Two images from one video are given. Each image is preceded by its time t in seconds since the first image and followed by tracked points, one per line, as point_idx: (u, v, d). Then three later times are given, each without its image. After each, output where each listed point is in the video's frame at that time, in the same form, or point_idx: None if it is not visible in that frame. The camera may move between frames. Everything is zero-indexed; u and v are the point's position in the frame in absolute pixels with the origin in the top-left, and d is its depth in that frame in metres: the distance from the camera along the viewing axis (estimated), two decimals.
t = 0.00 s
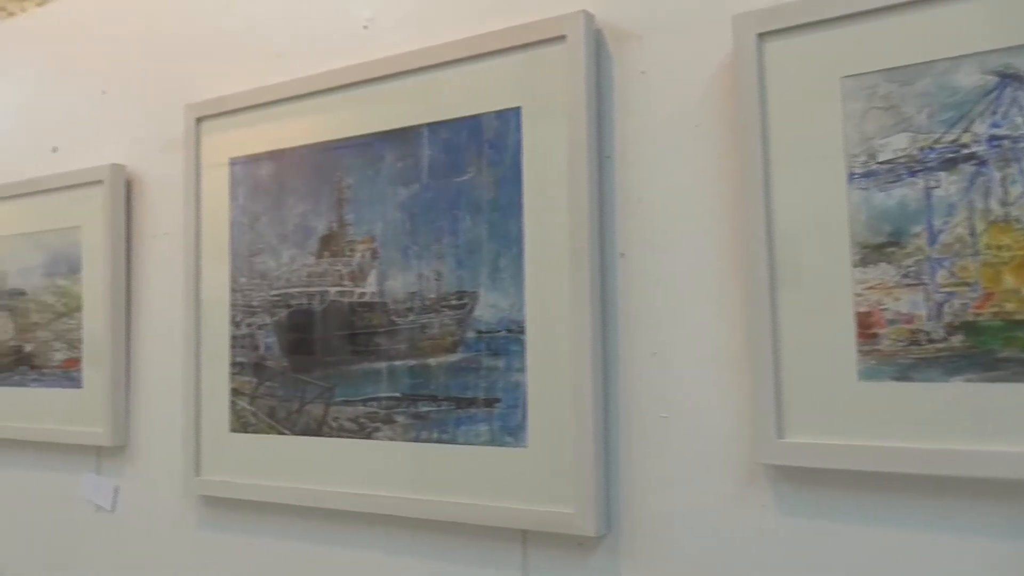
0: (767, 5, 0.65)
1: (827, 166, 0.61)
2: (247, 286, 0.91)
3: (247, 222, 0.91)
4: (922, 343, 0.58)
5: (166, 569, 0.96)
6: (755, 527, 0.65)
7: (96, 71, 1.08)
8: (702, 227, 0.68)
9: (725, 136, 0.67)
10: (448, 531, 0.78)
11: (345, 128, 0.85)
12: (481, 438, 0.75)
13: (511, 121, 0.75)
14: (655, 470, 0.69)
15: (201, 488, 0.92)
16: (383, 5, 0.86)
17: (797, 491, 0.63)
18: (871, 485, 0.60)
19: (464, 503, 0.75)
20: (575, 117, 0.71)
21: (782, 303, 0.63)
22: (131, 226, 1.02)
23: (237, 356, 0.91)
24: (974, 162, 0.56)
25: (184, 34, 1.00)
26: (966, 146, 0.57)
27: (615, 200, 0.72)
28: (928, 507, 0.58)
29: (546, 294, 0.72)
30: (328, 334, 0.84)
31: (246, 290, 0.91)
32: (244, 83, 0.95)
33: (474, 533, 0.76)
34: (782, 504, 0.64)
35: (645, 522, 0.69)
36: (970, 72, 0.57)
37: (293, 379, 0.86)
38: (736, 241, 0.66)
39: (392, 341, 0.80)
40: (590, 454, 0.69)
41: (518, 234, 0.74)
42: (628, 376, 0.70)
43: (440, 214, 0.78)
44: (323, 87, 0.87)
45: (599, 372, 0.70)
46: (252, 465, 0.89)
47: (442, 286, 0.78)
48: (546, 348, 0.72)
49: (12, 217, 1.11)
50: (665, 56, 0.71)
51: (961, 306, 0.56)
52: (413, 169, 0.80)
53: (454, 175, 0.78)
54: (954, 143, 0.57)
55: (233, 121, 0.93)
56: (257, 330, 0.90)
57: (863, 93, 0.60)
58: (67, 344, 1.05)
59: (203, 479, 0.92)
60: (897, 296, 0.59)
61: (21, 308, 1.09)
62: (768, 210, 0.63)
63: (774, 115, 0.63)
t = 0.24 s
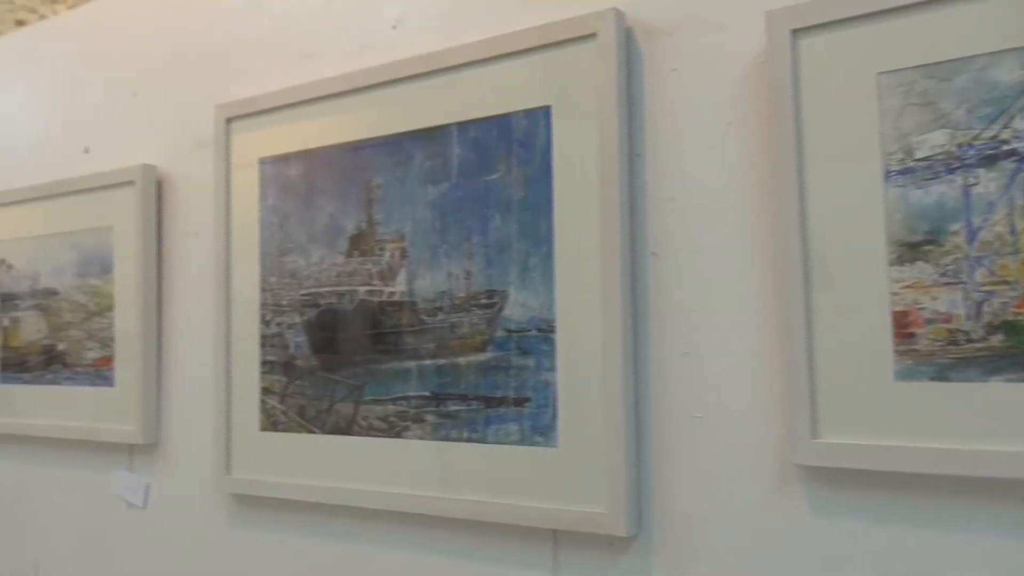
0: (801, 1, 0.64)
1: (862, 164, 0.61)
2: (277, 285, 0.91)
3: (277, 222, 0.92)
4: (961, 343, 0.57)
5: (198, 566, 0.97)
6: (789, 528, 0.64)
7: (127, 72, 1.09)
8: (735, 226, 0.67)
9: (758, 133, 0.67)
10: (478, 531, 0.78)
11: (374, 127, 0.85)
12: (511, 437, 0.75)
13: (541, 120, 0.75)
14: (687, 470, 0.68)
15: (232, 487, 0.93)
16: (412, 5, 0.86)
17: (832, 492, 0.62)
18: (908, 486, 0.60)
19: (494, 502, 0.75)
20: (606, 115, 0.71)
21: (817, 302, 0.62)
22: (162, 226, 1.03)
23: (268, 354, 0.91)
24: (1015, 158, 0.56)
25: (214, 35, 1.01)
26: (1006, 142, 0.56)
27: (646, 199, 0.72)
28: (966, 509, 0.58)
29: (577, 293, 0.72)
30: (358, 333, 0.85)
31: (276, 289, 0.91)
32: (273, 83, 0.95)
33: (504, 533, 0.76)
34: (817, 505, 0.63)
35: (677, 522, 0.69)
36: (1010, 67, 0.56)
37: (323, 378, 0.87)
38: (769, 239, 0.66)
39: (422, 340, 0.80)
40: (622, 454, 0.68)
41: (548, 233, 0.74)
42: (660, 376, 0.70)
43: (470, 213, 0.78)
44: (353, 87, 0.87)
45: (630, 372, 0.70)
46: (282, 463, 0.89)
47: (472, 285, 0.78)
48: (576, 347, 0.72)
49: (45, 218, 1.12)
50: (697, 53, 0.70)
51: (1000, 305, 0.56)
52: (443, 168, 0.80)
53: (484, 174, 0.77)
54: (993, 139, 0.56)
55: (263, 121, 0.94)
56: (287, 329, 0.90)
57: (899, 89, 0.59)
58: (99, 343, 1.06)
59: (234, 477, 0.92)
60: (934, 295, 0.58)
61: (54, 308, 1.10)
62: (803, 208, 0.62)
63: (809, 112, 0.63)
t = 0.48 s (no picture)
0: None
1: (896, 160, 0.60)
2: (305, 284, 0.92)
3: (305, 221, 0.92)
4: (997, 341, 0.56)
5: (227, 563, 0.98)
6: (820, 528, 0.63)
7: (156, 73, 1.10)
8: (765, 224, 0.67)
9: (788, 130, 0.66)
10: (506, 529, 0.78)
11: (402, 127, 0.85)
12: (540, 436, 0.74)
13: (569, 118, 0.75)
14: (716, 469, 0.68)
15: (261, 485, 0.93)
16: (439, 4, 0.86)
17: (864, 492, 0.62)
18: (942, 487, 0.59)
19: (522, 501, 0.75)
20: (634, 113, 0.70)
21: (849, 300, 0.61)
22: (191, 226, 1.04)
23: (296, 353, 0.92)
24: None
25: (242, 35, 1.01)
26: None
27: (675, 197, 0.71)
28: (1002, 510, 0.57)
29: (605, 291, 0.72)
30: (386, 332, 0.85)
31: (304, 288, 0.92)
32: (301, 83, 0.96)
33: (533, 532, 0.76)
34: (849, 505, 0.62)
35: (706, 522, 0.68)
36: None
37: (351, 376, 0.87)
38: (801, 237, 0.65)
39: (449, 339, 0.80)
40: (651, 453, 0.68)
41: (576, 231, 0.74)
42: (689, 374, 0.70)
43: (498, 211, 0.78)
44: (380, 86, 0.87)
45: (660, 371, 0.69)
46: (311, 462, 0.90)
47: (499, 284, 0.77)
48: (605, 346, 0.72)
49: (76, 218, 1.13)
50: (726, 50, 0.70)
51: None
52: (470, 167, 0.80)
53: (511, 172, 0.77)
54: None
55: (291, 121, 0.94)
56: (315, 328, 0.91)
57: (934, 85, 0.59)
58: (129, 341, 1.07)
59: (262, 475, 0.93)
60: (970, 293, 0.57)
61: (86, 308, 1.11)
62: (835, 205, 0.62)
63: (841, 108, 0.62)
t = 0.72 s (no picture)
0: None
1: (930, 158, 0.59)
2: (333, 283, 0.92)
3: (333, 220, 0.92)
4: None
5: (256, 560, 0.98)
6: (852, 529, 0.63)
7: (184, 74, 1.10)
8: (796, 222, 0.67)
9: (820, 128, 0.66)
10: (534, 528, 0.78)
11: (429, 126, 0.85)
12: (568, 435, 0.74)
13: (597, 116, 0.75)
14: (746, 469, 0.68)
15: (289, 482, 0.94)
16: (467, 3, 0.86)
17: (898, 493, 0.61)
18: (976, 488, 0.58)
19: (550, 500, 0.75)
20: (663, 111, 0.70)
21: (882, 298, 0.61)
22: (220, 225, 1.05)
23: (324, 352, 0.92)
24: None
25: (269, 36, 1.02)
26: None
27: (705, 195, 0.71)
28: None
29: (634, 290, 0.72)
30: (413, 330, 0.85)
31: (332, 287, 0.92)
32: (328, 82, 0.96)
33: (559, 530, 0.76)
34: (882, 506, 0.62)
35: (736, 522, 0.68)
36: None
37: (379, 375, 0.87)
38: (833, 235, 0.65)
39: (477, 338, 0.80)
40: (680, 452, 0.68)
41: (605, 230, 0.74)
42: (718, 373, 0.69)
43: (526, 210, 0.78)
44: (408, 85, 0.87)
45: (689, 370, 0.69)
46: (339, 460, 0.90)
47: (527, 282, 0.77)
48: (634, 345, 0.71)
49: (106, 217, 1.14)
50: (756, 47, 0.69)
51: None
52: (498, 166, 0.80)
53: (539, 171, 0.77)
54: None
55: (318, 121, 0.95)
56: (342, 326, 0.91)
57: (969, 81, 0.58)
58: (159, 340, 1.07)
59: (291, 473, 0.94)
60: (1006, 292, 0.57)
61: (116, 307, 1.12)
62: (868, 203, 0.61)
63: (874, 105, 0.62)
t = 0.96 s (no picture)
0: None
1: (963, 157, 0.59)
2: (360, 282, 0.92)
3: (359, 219, 0.93)
4: None
5: (283, 557, 0.99)
6: (883, 529, 0.63)
7: (212, 74, 1.11)
8: (826, 221, 0.66)
9: (851, 126, 0.65)
10: (561, 527, 0.78)
11: (456, 125, 0.86)
12: (596, 434, 0.74)
13: (625, 115, 0.74)
14: (776, 469, 0.67)
15: (316, 480, 0.94)
16: (494, 3, 0.86)
17: (930, 493, 0.61)
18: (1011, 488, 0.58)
19: (577, 499, 0.75)
20: (692, 110, 0.70)
21: (915, 297, 0.60)
22: (247, 225, 1.05)
23: (351, 350, 0.93)
24: None
25: (296, 36, 1.03)
26: None
27: (734, 194, 0.71)
28: None
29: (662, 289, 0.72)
30: (440, 329, 0.85)
31: (358, 286, 0.93)
32: (356, 83, 0.97)
33: (586, 530, 0.76)
34: (914, 507, 0.61)
35: (765, 522, 0.68)
36: None
37: (406, 374, 0.88)
38: (864, 234, 0.64)
39: (504, 337, 0.80)
40: (709, 452, 0.68)
41: (633, 229, 0.74)
42: (747, 373, 0.69)
43: (553, 209, 0.78)
44: (435, 85, 0.87)
45: (718, 369, 0.69)
46: (366, 458, 0.91)
47: (555, 282, 0.77)
48: (662, 344, 0.71)
49: (134, 217, 1.15)
50: (786, 45, 0.69)
51: None
52: (525, 165, 0.80)
53: (567, 170, 0.77)
54: None
55: (345, 120, 0.95)
56: (369, 325, 0.91)
57: (1004, 79, 0.58)
58: (186, 338, 1.08)
59: (318, 471, 0.94)
60: None
61: (144, 305, 1.13)
62: (900, 202, 0.61)
63: (906, 104, 0.61)
